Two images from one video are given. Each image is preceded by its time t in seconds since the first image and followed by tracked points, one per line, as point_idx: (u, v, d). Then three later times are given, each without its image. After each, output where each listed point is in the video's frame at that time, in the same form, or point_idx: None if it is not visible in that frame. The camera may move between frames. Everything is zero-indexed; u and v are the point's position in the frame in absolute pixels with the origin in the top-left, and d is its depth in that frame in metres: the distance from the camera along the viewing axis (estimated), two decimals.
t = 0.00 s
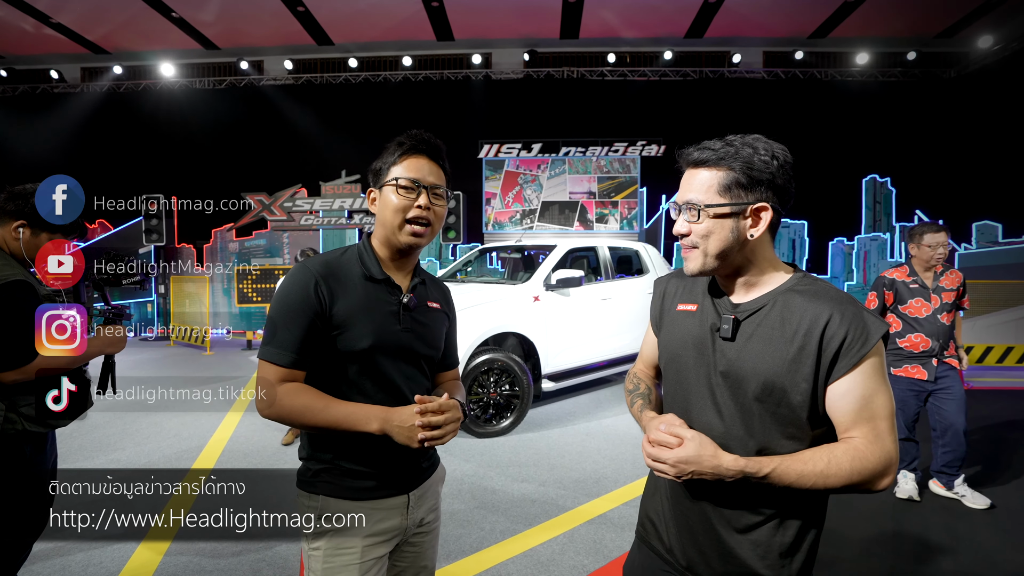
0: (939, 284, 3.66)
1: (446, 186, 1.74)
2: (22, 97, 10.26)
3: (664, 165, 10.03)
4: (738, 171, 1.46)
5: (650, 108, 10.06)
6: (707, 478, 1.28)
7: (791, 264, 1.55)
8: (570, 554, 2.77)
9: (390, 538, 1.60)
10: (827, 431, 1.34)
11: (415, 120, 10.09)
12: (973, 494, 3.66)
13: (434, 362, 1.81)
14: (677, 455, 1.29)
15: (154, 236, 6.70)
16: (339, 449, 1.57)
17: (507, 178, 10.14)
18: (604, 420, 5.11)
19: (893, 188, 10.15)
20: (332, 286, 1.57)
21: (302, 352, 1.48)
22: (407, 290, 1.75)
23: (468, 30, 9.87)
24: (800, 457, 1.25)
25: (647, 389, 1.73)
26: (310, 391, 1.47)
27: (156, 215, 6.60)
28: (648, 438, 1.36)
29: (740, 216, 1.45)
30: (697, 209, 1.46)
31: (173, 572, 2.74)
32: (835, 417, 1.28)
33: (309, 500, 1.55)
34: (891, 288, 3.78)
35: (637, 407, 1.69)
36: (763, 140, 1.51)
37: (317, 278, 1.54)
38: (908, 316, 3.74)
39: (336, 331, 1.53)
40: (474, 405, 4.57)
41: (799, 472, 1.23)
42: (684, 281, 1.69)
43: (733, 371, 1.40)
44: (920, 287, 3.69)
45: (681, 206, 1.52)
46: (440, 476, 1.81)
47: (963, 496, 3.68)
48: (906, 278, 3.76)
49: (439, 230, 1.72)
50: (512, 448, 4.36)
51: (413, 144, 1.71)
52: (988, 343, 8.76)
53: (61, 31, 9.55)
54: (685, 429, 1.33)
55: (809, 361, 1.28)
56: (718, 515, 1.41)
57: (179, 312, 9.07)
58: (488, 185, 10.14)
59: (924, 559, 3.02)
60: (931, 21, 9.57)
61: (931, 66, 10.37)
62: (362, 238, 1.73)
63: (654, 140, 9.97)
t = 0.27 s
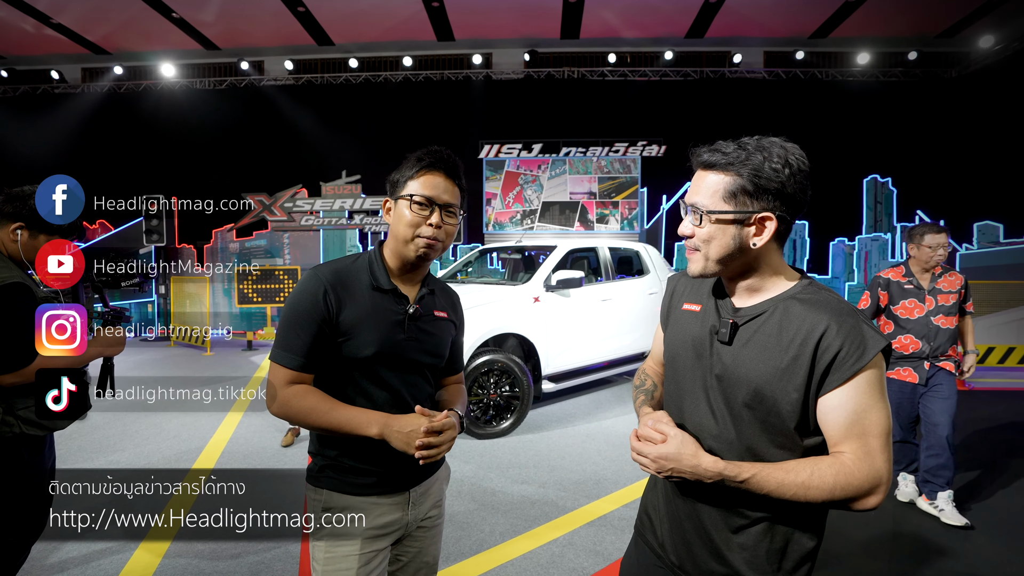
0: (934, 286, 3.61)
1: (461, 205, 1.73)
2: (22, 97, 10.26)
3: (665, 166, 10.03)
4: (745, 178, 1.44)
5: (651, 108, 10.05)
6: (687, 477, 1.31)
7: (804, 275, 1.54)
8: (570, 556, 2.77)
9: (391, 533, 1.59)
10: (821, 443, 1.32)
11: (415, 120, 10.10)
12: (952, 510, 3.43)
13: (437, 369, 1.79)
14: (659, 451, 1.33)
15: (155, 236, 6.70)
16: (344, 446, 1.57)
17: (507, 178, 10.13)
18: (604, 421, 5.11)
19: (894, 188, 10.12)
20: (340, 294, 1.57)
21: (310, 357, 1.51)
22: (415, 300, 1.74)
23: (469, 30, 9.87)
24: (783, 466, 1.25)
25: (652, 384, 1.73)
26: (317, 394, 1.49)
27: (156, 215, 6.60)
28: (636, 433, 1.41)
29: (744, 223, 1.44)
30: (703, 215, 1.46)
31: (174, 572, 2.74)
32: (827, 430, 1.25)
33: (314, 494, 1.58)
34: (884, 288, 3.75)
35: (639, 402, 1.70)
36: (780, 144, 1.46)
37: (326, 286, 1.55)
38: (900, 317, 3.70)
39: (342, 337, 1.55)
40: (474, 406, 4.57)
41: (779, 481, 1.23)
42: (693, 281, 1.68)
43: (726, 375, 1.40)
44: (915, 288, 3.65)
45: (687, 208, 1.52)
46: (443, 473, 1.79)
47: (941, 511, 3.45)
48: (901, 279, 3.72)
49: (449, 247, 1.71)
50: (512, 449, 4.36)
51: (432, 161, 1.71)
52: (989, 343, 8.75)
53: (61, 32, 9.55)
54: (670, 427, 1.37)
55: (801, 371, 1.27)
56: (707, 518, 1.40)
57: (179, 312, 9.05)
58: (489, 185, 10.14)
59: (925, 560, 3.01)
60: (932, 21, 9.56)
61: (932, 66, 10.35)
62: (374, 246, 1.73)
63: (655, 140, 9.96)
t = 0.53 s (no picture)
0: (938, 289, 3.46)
1: (469, 212, 1.73)
2: (23, 98, 10.26)
3: (665, 166, 10.02)
4: (758, 182, 1.43)
5: (652, 108, 10.04)
6: (698, 484, 1.29)
7: (810, 279, 1.53)
8: (571, 558, 2.76)
9: (386, 531, 1.59)
10: (828, 446, 1.33)
11: (416, 120, 10.10)
12: (933, 525, 3.24)
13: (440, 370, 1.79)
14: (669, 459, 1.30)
15: (155, 236, 6.70)
16: (345, 441, 1.57)
17: (508, 179, 10.13)
18: (604, 422, 5.10)
19: (895, 188, 10.09)
20: (345, 294, 1.57)
21: (314, 355, 1.51)
22: (419, 303, 1.73)
23: (469, 30, 9.86)
24: (794, 472, 1.24)
25: (652, 385, 1.72)
26: (320, 391, 1.50)
27: (157, 216, 6.60)
28: (644, 439, 1.38)
29: (753, 229, 1.43)
30: (713, 218, 1.46)
31: (173, 572, 2.73)
32: (836, 435, 1.26)
33: (313, 488, 1.59)
34: (885, 288, 3.62)
35: (641, 404, 1.69)
36: (795, 149, 1.44)
37: (331, 288, 1.55)
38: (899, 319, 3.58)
39: (345, 337, 1.55)
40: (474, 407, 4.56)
41: (792, 487, 1.22)
42: (695, 281, 1.68)
43: (733, 379, 1.38)
44: (916, 290, 3.51)
45: (696, 209, 1.51)
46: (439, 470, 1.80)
47: (922, 525, 3.28)
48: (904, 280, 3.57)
49: (457, 253, 1.72)
50: (513, 450, 4.36)
51: (444, 167, 1.70)
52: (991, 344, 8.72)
53: (62, 32, 9.56)
54: (681, 433, 1.34)
55: (811, 376, 1.26)
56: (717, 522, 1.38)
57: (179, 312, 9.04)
58: (490, 185, 10.13)
59: (927, 561, 2.99)
60: (934, 21, 9.54)
61: (933, 66, 10.34)
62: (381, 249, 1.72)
63: (655, 140, 9.95)
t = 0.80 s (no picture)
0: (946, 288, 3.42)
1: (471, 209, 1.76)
2: (23, 98, 10.27)
3: (666, 166, 10.02)
4: (761, 187, 1.43)
5: (652, 108, 10.03)
6: (717, 492, 1.27)
7: (815, 282, 1.53)
8: (570, 561, 2.75)
9: (383, 533, 1.58)
10: (839, 448, 1.33)
11: (416, 120, 10.10)
12: (933, 531, 3.20)
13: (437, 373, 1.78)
14: (688, 467, 1.27)
15: (155, 236, 6.70)
16: (344, 445, 1.57)
17: (508, 179, 10.12)
18: (605, 423, 5.09)
19: (896, 188, 10.06)
20: (344, 299, 1.57)
21: (313, 359, 1.51)
22: (420, 305, 1.73)
23: (470, 30, 9.85)
24: (813, 476, 1.23)
25: (652, 392, 1.71)
26: (318, 395, 1.50)
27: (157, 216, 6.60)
28: (658, 446, 1.35)
29: (758, 233, 1.43)
30: (718, 222, 1.45)
31: (173, 571, 2.73)
32: (849, 438, 1.26)
33: (312, 490, 1.59)
34: (890, 287, 3.57)
35: (642, 411, 1.67)
36: (797, 151, 1.44)
37: (330, 292, 1.55)
38: (904, 318, 3.53)
39: (344, 341, 1.54)
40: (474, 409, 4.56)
41: (813, 492, 1.22)
42: (696, 284, 1.68)
43: (743, 382, 1.38)
44: (924, 289, 3.45)
45: (700, 216, 1.51)
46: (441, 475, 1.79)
47: (922, 530, 3.23)
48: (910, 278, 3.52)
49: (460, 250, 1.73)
50: (513, 451, 4.35)
51: (444, 167, 1.72)
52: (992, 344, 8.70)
53: (62, 32, 9.56)
54: (697, 439, 1.31)
55: (823, 379, 1.26)
56: (730, 530, 1.37)
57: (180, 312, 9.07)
58: (490, 186, 10.12)
59: (928, 562, 2.99)
60: (935, 21, 9.53)
61: (935, 66, 10.32)
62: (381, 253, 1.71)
63: (656, 140, 9.94)
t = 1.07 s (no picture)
0: (952, 290, 3.38)
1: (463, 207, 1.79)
2: (24, 98, 10.27)
3: (666, 167, 10.02)
4: (752, 199, 1.42)
5: (653, 109, 10.03)
6: (716, 496, 1.27)
7: (814, 284, 1.53)
8: (570, 563, 2.75)
9: (387, 535, 1.58)
10: (839, 455, 1.33)
11: (416, 121, 10.10)
12: (935, 532, 3.19)
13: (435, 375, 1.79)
14: (689, 468, 1.27)
15: (156, 237, 6.71)
16: (343, 448, 1.56)
17: (509, 179, 10.12)
18: (605, 424, 5.09)
19: (897, 189, 10.04)
20: (344, 301, 1.56)
21: (313, 361, 1.49)
22: (418, 306, 1.73)
23: (470, 30, 9.85)
24: (813, 482, 1.23)
25: (652, 394, 1.71)
26: (318, 398, 1.48)
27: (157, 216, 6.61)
28: (658, 448, 1.34)
29: (756, 245, 1.43)
30: (715, 238, 1.45)
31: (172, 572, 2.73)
32: (850, 445, 1.26)
33: (314, 495, 1.57)
34: (896, 288, 3.50)
35: (642, 413, 1.66)
36: (781, 157, 1.45)
37: (331, 294, 1.54)
38: (912, 322, 3.46)
39: (345, 343, 1.53)
40: (474, 410, 4.56)
41: (812, 498, 1.22)
42: (699, 288, 1.68)
43: (745, 386, 1.38)
44: (930, 290, 3.40)
45: (696, 233, 1.51)
46: (440, 478, 1.79)
47: (924, 533, 3.22)
48: (915, 280, 3.47)
49: (457, 246, 1.76)
50: (513, 452, 4.36)
51: (432, 170, 1.74)
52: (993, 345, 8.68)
53: (63, 33, 9.57)
54: (699, 442, 1.31)
55: (826, 385, 1.26)
56: (726, 532, 1.37)
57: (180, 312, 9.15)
58: (490, 186, 10.11)
59: (928, 564, 2.98)
60: (936, 21, 9.52)
61: (935, 66, 10.32)
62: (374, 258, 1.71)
63: (656, 141, 9.94)
